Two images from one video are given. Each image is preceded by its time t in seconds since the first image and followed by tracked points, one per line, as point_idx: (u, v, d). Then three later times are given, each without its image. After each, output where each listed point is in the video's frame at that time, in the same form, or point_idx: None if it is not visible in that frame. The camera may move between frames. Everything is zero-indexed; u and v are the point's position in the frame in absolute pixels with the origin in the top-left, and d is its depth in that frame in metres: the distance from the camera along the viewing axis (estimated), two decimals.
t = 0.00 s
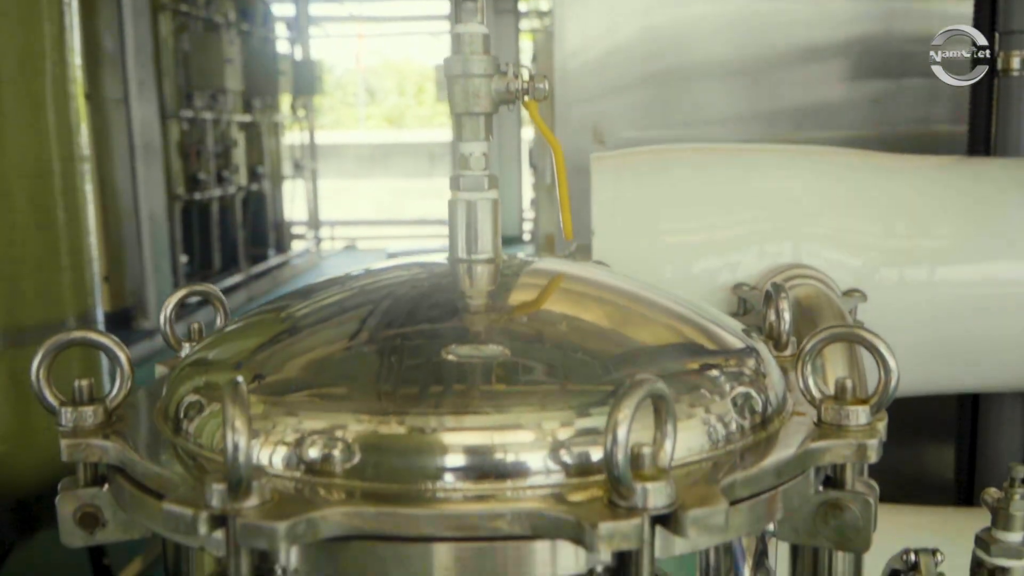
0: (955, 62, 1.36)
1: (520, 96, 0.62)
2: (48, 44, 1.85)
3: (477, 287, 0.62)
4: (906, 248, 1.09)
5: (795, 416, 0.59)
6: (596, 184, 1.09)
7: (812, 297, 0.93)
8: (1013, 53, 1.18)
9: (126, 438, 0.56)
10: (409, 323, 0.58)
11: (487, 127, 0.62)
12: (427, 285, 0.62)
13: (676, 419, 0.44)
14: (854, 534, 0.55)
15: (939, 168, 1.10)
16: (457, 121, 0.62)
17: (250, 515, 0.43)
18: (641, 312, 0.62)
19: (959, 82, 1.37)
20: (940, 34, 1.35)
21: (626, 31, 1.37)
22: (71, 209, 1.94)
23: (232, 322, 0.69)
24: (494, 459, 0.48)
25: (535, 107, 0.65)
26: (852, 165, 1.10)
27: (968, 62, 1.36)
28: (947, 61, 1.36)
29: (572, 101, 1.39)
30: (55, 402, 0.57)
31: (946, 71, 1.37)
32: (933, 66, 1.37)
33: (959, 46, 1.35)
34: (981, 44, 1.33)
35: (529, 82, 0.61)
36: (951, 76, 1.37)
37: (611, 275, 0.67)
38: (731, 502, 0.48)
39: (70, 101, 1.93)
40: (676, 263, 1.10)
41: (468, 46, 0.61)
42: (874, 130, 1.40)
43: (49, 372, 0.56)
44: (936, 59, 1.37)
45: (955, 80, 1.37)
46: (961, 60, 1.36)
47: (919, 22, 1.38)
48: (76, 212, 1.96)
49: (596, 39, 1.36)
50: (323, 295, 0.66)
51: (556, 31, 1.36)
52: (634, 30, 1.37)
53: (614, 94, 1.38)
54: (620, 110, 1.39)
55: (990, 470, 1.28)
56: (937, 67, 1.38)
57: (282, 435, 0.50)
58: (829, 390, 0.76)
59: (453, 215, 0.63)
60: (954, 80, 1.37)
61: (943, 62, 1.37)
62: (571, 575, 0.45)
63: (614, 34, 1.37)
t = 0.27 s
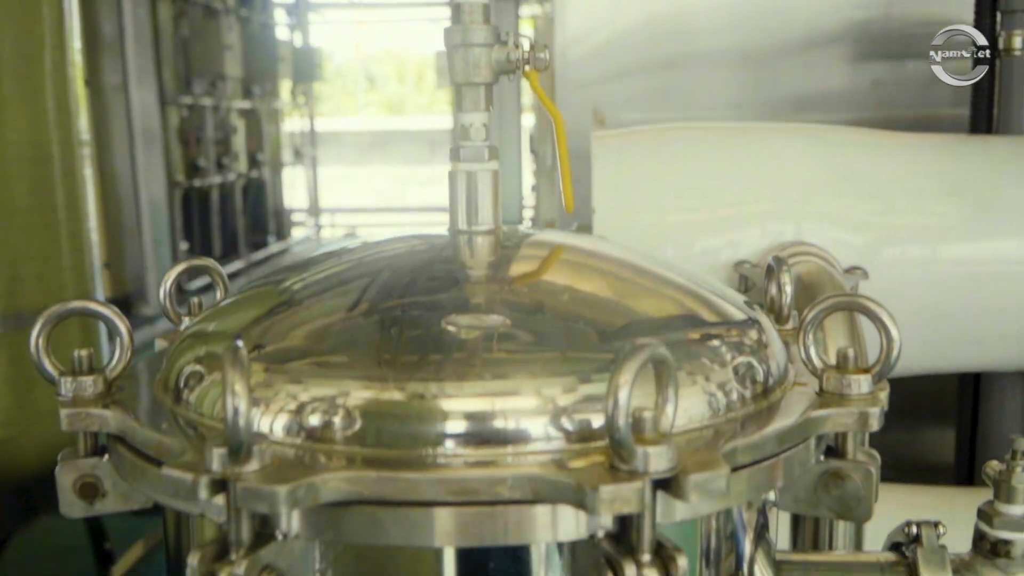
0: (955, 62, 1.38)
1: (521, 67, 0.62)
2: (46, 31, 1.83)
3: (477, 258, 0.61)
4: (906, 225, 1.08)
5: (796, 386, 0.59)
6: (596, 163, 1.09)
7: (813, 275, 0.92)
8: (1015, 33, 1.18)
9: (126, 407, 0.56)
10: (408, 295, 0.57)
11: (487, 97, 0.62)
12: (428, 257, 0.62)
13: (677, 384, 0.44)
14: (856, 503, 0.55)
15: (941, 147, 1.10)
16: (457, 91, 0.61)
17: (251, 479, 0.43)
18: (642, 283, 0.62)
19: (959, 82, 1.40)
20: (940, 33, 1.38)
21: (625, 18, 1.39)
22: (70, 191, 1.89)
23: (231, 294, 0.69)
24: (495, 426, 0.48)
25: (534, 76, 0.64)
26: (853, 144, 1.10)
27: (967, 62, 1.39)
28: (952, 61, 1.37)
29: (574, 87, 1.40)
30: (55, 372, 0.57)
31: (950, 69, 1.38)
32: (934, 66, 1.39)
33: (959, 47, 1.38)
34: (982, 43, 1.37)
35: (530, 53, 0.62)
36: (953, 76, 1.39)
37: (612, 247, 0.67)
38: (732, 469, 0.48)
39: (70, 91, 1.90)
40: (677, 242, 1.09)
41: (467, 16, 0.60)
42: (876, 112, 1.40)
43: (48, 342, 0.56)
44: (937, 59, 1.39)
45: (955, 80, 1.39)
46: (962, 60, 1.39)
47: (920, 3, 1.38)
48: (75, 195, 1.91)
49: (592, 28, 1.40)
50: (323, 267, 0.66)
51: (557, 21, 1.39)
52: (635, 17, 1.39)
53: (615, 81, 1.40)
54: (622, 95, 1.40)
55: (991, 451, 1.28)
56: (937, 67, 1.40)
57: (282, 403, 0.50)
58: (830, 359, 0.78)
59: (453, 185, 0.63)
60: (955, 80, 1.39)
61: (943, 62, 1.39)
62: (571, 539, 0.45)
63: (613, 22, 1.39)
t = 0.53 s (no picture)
0: (954, 62, 1.35)
1: (522, 42, 0.61)
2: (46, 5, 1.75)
3: (479, 233, 0.61)
4: (908, 206, 1.08)
5: (798, 361, 0.59)
6: (597, 143, 1.09)
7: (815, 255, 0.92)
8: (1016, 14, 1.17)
9: (128, 381, 0.56)
10: (410, 270, 0.57)
11: (489, 72, 0.61)
12: (429, 233, 0.62)
13: (680, 355, 0.44)
14: (857, 477, 0.55)
15: (942, 128, 1.10)
16: (459, 66, 0.61)
17: (255, 449, 0.43)
18: (644, 259, 0.62)
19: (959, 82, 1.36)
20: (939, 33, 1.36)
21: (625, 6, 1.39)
22: (70, 177, 1.79)
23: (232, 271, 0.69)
24: (497, 398, 0.48)
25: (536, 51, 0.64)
26: (854, 125, 1.10)
27: (969, 62, 1.34)
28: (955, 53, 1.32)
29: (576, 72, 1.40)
30: (57, 346, 0.57)
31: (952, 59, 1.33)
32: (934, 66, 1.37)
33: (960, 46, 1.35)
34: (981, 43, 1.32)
35: (532, 27, 0.61)
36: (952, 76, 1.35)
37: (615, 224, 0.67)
38: (734, 440, 0.48)
39: (71, 69, 1.82)
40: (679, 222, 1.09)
41: None
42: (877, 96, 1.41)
43: (51, 317, 0.56)
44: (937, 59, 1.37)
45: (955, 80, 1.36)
46: (962, 60, 1.34)
47: None
48: (75, 181, 1.81)
49: (595, 13, 1.40)
50: (324, 243, 0.65)
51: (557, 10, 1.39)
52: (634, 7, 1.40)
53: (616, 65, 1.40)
54: (624, 79, 1.41)
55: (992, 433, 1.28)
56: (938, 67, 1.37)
57: (283, 376, 0.50)
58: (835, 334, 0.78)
59: (455, 160, 0.63)
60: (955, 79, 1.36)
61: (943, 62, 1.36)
62: (572, 509, 0.45)
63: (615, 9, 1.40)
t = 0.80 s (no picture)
0: (956, 62, 1.32)
1: (524, 22, 0.61)
2: None
3: (480, 213, 0.61)
4: (909, 190, 1.08)
5: (798, 341, 0.60)
6: (598, 126, 1.09)
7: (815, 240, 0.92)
8: None
9: (131, 361, 0.56)
10: (411, 250, 0.58)
11: (491, 53, 0.61)
12: (430, 214, 0.62)
13: (680, 331, 0.44)
14: (857, 456, 0.56)
15: (942, 112, 1.10)
16: (461, 46, 0.61)
17: (257, 426, 0.44)
18: (644, 239, 0.62)
19: (960, 82, 1.33)
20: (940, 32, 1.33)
21: None
22: (71, 165, 1.79)
23: (233, 252, 0.69)
24: (498, 375, 0.48)
25: (537, 31, 0.64)
26: (854, 108, 1.10)
27: (969, 61, 1.32)
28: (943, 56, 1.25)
29: (575, 58, 1.40)
30: (59, 326, 0.57)
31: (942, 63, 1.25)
32: (934, 66, 1.35)
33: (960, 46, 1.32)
34: (981, 43, 1.29)
35: (534, 7, 0.60)
36: (952, 76, 1.33)
37: (615, 204, 0.67)
38: (734, 418, 0.48)
39: (70, 54, 1.83)
40: (680, 206, 1.09)
41: None
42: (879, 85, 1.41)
43: (53, 297, 0.56)
44: (937, 59, 1.34)
45: (956, 80, 1.33)
46: (962, 59, 1.32)
47: None
48: (76, 170, 1.81)
49: None
50: (324, 224, 0.65)
51: None
52: None
53: (615, 53, 1.40)
54: (624, 66, 1.41)
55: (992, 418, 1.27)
56: (938, 67, 1.35)
57: (285, 354, 0.50)
58: (834, 314, 0.79)
59: (456, 139, 0.62)
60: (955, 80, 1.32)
61: (943, 62, 1.34)
62: (572, 486, 0.45)
63: None
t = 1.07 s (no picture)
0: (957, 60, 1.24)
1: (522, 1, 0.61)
2: None
3: (479, 192, 0.62)
4: (909, 173, 1.08)
5: (796, 318, 0.60)
6: (596, 110, 1.09)
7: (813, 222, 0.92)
8: None
9: (131, 338, 0.57)
10: (410, 228, 0.58)
11: (489, 31, 0.60)
12: (428, 192, 0.62)
13: (678, 305, 0.44)
14: (852, 432, 0.56)
15: (942, 95, 1.10)
16: (459, 23, 0.60)
17: (257, 398, 0.44)
18: (642, 218, 0.62)
19: (959, 80, 1.24)
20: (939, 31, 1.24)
21: None
22: (70, 153, 1.78)
23: (232, 231, 0.69)
24: (496, 351, 0.48)
25: (537, 10, 0.64)
26: (853, 92, 1.10)
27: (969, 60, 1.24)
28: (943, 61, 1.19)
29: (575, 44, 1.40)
30: (59, 303, 0.57)
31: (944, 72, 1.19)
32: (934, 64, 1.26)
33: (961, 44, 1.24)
34: (983, 42, 1.22)
35: None
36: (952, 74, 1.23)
37: (614, 184, 0.67)
38: (731, 392, 0.48)
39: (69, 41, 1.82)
40: (679, 189, 1.09)
41: None
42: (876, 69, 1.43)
43: (53, 274, 0.56)
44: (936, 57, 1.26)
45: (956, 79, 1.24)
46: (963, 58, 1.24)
47: None
48: (75, 158, 1.80)
49: None
50: (322, 203, 0.65)
51: None
52: None
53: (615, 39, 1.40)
54: (624, 52, 1.41)
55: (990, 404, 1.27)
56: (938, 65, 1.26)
57: (284, 330, 0.51)
58: (832, 289, 0.79)
59: (455, 118, 0.62)
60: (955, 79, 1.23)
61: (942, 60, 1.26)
62: (569, 458, 0.46)
63: None
